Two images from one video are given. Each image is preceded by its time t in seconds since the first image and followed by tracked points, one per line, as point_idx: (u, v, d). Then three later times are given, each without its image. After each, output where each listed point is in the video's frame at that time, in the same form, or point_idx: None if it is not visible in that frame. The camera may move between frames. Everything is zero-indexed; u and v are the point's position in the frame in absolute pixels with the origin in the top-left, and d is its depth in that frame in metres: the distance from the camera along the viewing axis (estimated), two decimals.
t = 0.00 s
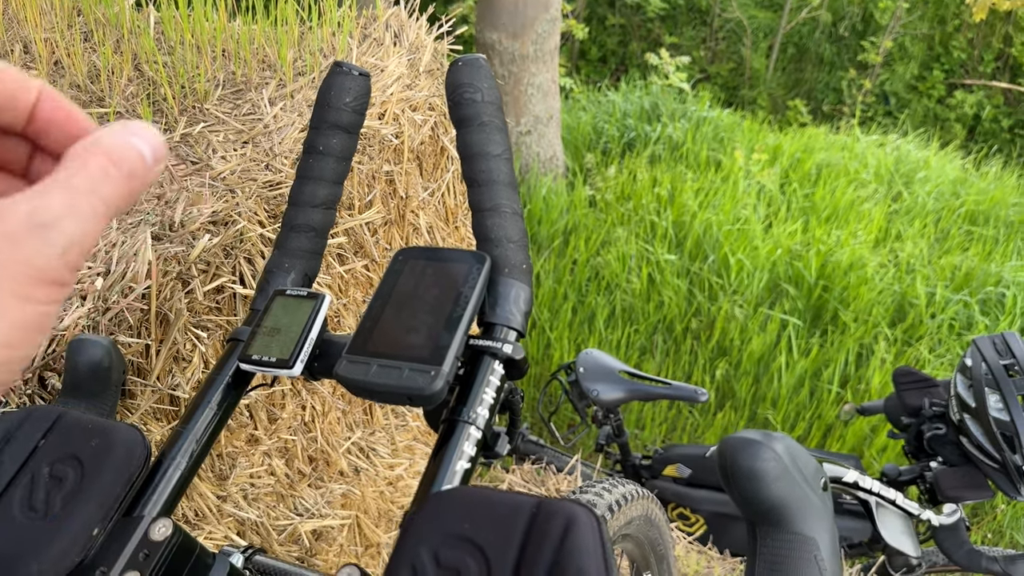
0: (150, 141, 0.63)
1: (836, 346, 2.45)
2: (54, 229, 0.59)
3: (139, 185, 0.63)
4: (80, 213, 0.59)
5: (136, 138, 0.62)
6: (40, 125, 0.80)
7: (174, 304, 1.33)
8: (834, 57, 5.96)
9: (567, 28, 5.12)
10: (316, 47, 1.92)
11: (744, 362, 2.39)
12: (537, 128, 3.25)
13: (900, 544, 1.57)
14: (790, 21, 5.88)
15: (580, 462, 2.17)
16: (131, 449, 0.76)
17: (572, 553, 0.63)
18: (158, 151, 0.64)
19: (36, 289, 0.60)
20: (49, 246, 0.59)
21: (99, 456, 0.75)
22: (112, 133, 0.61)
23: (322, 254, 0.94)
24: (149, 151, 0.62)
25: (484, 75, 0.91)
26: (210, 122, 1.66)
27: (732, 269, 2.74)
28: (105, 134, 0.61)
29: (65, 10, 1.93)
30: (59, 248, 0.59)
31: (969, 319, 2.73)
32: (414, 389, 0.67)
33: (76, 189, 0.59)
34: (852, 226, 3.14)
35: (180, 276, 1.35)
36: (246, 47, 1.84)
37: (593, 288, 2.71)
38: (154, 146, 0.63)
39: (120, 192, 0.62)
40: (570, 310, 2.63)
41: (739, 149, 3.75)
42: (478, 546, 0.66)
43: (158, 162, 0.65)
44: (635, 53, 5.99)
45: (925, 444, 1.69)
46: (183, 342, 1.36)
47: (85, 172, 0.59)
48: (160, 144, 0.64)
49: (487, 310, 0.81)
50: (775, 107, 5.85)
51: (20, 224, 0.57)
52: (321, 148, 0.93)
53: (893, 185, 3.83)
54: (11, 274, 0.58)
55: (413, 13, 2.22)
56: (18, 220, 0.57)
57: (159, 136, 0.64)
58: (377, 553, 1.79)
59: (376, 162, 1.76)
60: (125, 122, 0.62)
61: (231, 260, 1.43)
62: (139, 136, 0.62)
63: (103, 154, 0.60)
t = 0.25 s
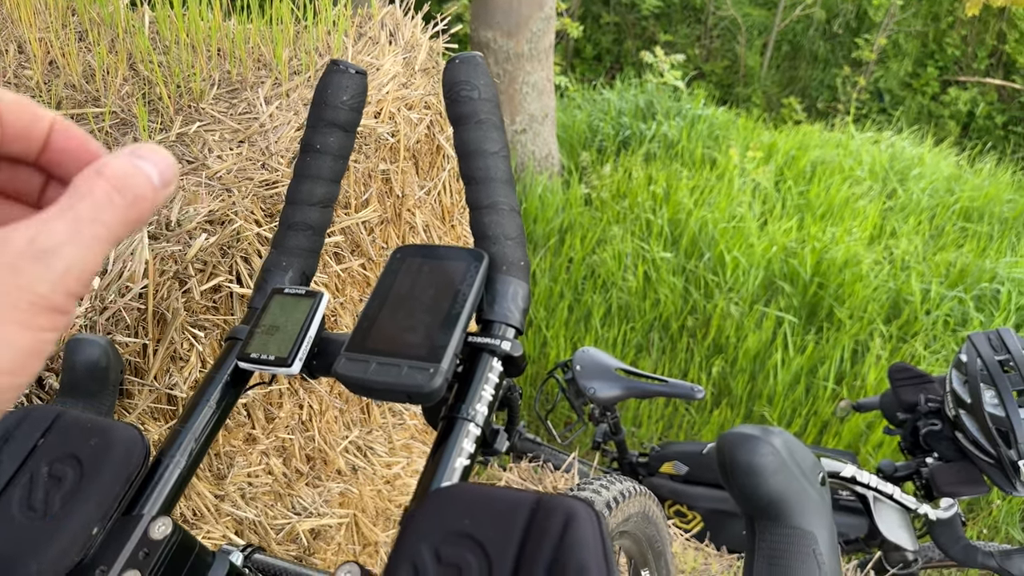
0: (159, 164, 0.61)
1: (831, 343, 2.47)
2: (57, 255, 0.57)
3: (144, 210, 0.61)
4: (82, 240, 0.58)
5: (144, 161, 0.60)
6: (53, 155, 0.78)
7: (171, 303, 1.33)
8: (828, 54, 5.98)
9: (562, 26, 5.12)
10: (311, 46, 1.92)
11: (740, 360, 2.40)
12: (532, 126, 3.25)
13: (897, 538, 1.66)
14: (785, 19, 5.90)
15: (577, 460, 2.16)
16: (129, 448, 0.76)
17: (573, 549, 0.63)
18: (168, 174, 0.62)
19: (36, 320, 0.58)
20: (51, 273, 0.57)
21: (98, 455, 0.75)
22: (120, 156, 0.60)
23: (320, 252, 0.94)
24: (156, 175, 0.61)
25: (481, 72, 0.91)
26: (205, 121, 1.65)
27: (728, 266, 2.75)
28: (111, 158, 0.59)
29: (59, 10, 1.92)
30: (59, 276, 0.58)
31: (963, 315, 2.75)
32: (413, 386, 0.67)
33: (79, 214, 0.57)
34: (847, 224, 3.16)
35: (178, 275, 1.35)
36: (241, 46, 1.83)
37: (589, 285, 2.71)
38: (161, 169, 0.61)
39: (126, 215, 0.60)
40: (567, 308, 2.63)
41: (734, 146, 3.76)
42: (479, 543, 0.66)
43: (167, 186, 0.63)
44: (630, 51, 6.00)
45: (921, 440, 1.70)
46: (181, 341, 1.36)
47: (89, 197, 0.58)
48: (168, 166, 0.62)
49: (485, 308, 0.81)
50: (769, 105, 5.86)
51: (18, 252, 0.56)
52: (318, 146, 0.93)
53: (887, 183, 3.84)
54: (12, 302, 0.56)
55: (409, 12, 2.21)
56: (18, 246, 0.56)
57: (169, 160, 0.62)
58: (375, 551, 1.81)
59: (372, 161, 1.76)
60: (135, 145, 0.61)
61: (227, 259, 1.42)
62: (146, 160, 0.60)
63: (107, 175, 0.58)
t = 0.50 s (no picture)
0: (184, 205, 0.68)
1: (827, 342, 2.47)
2: (85, 289, 0.64)
3: (168, 248, 0.68)
4: (107, 278, 0.64)
5: (171, 202, 0.67)
6: (108, 186, 0.90)
7: (166, 311, 1.34)
8: (822, 52, 5.99)
9: (556, 25, 5.10)
10: (306, 49, 1.91)
11: (736, 359, 2.39)
12: (527, 126, 3.24)
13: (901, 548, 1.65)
14: (778, 17, 5.90)
15: (574, 460, 2.23)
16: (125, 462, 0.76)
17: (576, 566, 0.62)
18: (194, 213, 0.69)
19: (58, 353, 0.65)
20: (74, 306, 0.64)
21: (93, 470, 0.75)
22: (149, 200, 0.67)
23: (316, 261, 0.93)
24: (181, 217, 0.68)
25: (479, 78, 0.90)
26: (199, 126, 1.64)
27: (723, 265, 2.74)
28: (141, 199, 0.67)
29: (51, 13, 1.90)
30: (86, 307, 0.64)
31: (959, 313, 2.76)
32: (413, 399, 0.66)
33: (106, 253, 0.64)
34: (842, 222, 3.16)
35: (172, 282, 1.35)
36: (235, 49, 1.82)
37: (585, 286, 2.71)
38: (184, 210, 0.68)
39: (149, 253, 0.67)
40: (563, 308, 2.63)
41: (729, 145, 3.76)
42: (479, 559, 0.65)
43: (193, 224, 0.70)
44: (624, 50, 5.99)
45: (918, 439, 1.71)
46: (176, 349, 1.35)
47: (114, 236, 0.65)
48: (193, 207, 0.68)
49: (485, 318, 0.81)
50: (763, 103, 5.87)
51: (47, 286, 0.63)
52: (315, 154, 0.93)
53: (881, 180, 3.85)
54: (42, 330, 0.63)
55: (403, 13, 2.20)
56: (44, 282, 0.63)
57: (195, 200, 0.69)
58: (373, 557, 1.76)
59: (368, 165, 1.75)
60: (164, 187, 0.68)
61: (223, 265, 1.41)
62: (170, 202, 0.67)
63: (132, 216, 0.65)
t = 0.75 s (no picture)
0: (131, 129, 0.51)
1: (827, 344, 2.44)
2: (114, 275, 0.38)
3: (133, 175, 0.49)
4: (149, 268, 0.39)
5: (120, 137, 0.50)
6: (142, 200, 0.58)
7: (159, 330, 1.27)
8: (817, 51, 5.96)
9: (551, 25, 5.06)
10: (302, 55, 1.86)
11: (736, 361, 2.36)
12: (524, 127, 3.20)
13: None
14: (774, 15, 5.87)
15: (576, 468, 2.20)
16: (116, 505, 0.75)
17: None
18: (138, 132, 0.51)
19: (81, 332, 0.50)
20: (104, 298, 0.38)
21: (85, 514, 0.74)
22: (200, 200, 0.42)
23: (319, 285, 0.89)
24: (232, 219, 0.41)
25: (490, 95, 0.86)
26: (194, 136, 1.59)
27: (723, 267, 2.71)
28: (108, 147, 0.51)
29: (39, 19, 1.85)
30: (116, 302, 0.38)
31: (958, 313, 2.74)
32: (424, 441, 0.63)
33: (145, 239, 0.39)
34: (840, 221, 3.13)
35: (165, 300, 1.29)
36: (229, 56, 1.77)
37: (584, 289, 2.67)
38: (241, 210, 0.42)
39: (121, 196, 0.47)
40: (561, 310, 2.60)
41: (726, 145, 3.73)
42: None
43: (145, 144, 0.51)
44: (619, 49, 5.95)
45: (923, 445, 1.66)
46: (170, 371, 1.30)
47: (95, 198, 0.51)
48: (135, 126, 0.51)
49: (498, 349, 0.77)
50: (759, 102, 5.84)
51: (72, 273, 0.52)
52: (316, 174, 0.88)
53: (879, 179, 3.82)
54: (47, 339, 0.37)
55: (400, 17, 2.15)
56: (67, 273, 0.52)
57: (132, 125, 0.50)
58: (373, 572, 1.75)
59: (367, 174, 1.71)
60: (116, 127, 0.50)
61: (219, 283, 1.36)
62: (224, 198, 0.41)
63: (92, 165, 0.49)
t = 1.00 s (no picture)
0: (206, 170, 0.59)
1: (824, 342, 2.43)
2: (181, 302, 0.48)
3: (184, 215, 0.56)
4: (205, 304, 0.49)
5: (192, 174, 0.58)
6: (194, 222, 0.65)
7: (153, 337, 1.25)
8: (813, 49, 5.96)
9: (546, 24, 5.04)
10: (296, 54, 1.84)
11: (734, 360, 2.35)
12: (519, 126, 3.18)
13: None
14: (769, 13, 5.86)
15: (574, 470, 2.17)
16: (112, 522, 0.72)
17: None
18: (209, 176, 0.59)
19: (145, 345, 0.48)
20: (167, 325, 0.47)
21: (77, 532, 0.70)
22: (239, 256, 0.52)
23: (314, 290, 0.87)
24: (266, 275, 0.52)
25: (490, 95, 0.84)
26: (187, 137, 1.57)
27: (720, 265, 2.69)
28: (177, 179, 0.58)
29: (28, 19, 1.82)
30: (180, 325, 0.47)
31: (955, 311, 2.73)
32: (425, 452, 0.61)
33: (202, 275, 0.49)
34: (837, 220, 3.12)
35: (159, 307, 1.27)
36: (222, 55, 1.75)
37: (580, 288, 2.65)
38: (272, 269, 0.52)
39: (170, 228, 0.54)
40: (558, 311, 2.58)
41: (722, 144, 3.72)
42: None
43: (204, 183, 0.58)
44: (615, 48, 5.94)
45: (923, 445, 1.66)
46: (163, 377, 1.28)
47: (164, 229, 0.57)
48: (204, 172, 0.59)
49: (500, 356, 0.75)
50: (754, 100, 5.84)
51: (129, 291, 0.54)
52: (312, 176, 0.87)
53: (875, 177, 3.82)
54: (122, 345, 0.45)
55: (395, 16, 2.13)
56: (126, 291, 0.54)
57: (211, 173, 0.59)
58: None
59: (362, 175, 1.69)
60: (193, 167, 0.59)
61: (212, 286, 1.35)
62: (260, 257, 0.52)
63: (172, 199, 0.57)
